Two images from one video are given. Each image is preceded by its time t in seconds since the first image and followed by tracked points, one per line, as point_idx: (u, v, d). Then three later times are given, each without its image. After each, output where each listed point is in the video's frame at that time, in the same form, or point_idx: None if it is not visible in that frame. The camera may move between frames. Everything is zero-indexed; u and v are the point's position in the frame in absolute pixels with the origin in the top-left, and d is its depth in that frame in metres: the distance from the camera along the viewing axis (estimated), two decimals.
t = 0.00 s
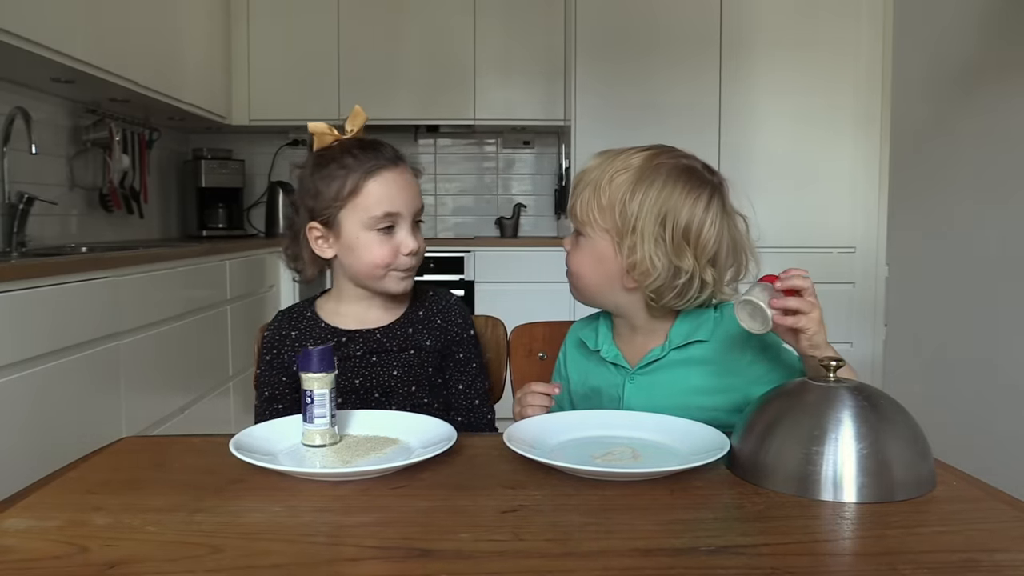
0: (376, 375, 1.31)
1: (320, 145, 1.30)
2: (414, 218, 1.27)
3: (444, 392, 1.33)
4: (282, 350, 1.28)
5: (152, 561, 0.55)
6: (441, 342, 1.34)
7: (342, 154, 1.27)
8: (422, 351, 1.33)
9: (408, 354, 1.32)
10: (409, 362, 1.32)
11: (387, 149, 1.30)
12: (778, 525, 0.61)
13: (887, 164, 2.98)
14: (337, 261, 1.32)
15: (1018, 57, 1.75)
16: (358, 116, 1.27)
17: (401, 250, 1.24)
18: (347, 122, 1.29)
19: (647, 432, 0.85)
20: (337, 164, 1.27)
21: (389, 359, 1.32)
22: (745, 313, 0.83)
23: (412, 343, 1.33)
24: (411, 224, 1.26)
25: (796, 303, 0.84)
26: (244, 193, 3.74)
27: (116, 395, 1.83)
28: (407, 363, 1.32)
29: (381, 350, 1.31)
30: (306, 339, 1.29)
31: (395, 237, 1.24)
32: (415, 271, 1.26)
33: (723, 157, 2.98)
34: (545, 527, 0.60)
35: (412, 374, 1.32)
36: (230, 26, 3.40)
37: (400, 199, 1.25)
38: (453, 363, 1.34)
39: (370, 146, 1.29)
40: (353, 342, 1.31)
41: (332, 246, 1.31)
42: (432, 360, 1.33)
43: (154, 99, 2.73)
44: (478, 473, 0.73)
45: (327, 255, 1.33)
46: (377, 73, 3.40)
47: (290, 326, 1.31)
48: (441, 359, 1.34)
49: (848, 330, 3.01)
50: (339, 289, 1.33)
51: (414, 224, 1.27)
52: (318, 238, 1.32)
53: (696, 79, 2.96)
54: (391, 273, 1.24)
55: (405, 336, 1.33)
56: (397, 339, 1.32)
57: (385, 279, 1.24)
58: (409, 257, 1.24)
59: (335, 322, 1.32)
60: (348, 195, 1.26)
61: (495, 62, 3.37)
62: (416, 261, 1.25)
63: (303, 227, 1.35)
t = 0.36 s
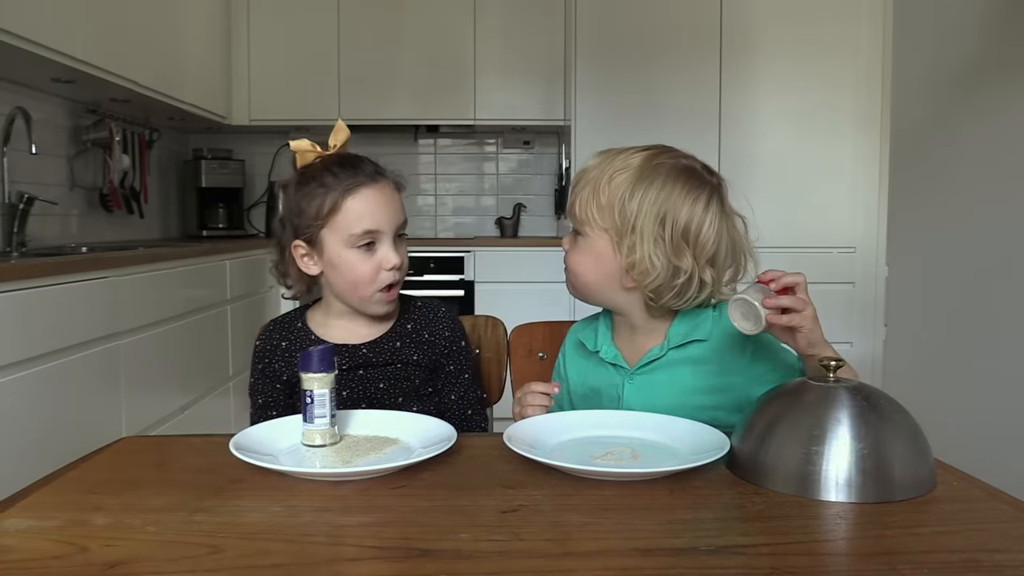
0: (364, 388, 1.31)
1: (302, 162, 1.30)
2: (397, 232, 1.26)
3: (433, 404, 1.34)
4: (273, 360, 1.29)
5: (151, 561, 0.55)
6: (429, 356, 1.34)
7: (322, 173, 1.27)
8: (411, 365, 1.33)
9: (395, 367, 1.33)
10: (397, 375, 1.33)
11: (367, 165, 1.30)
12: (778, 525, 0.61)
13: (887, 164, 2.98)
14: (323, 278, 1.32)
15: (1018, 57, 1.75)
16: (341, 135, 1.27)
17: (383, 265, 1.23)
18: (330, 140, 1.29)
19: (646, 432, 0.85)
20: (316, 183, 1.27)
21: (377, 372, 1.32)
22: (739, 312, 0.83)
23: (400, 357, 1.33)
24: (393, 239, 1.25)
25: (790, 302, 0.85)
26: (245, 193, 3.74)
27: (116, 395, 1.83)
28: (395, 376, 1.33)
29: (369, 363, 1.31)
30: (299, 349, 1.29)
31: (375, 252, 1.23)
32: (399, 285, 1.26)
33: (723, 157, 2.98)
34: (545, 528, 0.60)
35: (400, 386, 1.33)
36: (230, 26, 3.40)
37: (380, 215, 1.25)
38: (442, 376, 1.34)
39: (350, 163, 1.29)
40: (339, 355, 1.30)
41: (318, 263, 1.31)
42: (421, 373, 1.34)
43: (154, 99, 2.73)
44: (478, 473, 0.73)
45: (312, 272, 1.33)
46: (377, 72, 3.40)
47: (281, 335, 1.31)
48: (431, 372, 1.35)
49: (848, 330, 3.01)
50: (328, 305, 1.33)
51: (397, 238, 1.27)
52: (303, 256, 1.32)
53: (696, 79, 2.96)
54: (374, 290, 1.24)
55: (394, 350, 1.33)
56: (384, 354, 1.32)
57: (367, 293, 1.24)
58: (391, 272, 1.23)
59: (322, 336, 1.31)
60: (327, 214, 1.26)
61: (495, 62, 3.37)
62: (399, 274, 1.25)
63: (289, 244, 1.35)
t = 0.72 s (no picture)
0: (365, 390, 1.32)
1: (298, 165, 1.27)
2: (383, 236, 1.24)
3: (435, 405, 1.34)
4: (273, 361, 1.29)
5: (151, 561, 0.55)
6: (431, 358, 1.34)
7: (312, 179, 1.27)
8: (413, 367, 1.33)
9: (396, 369, 1.33)
10: (397, 377, 1.33)
11: (358, 168, 1.29)
12: (778, 525, 0.61)
13: (887, 164, 2.98)
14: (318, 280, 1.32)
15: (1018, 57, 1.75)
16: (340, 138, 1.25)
17: (371, 269, 1.22)
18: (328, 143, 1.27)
19: (646, 432, 0.85)
20: (308, 189, 1.27)
21: (378, 374, 1.32)
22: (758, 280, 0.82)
23: (401, 359, 1.33)
24: (381, 243, 1.23)
25: (808, 279, 0.87)
26: (245, 193, 3.74)
27: (116, 395, 1.83)
28: (396, 377, 1.33)
29: (369, 365, 1.32)
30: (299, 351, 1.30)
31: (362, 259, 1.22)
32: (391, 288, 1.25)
33: (723, 157, 2.98)
34: (545, 527, 0.60)
35: (401, 388, 1.33)
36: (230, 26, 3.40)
37: (368, 220, 1.23)
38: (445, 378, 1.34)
39: (342, 166, 1.27)
40: (340, 356, 1.30)
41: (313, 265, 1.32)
42: (422, 376, 1.34)
43: (154, 99, 2.73)
44: (478, 473, 0.73)
45: (309, 275, 1.34)
46: (377, 72, 3.40)
47: (282, 336, 1.31)
48: (433, 374, 1.35)
49: (848, 330, 3.01)
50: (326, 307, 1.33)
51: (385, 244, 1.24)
52: (299, 257, 1.33)
53: (696, 79, 2.96)
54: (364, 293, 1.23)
55: (396, 352, 1.33)
56: (385, 356, 1.32)
57: (359, 299, 1.23)
58: (379, 275, 1.22)
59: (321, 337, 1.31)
60: (316, 217, 1.26)
61: (495, 62, 3.37)
62: (387, 279, 1.23)
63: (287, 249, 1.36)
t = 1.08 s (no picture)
0: (367, 392, 1.32)
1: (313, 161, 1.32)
2: (365, 246, 1.22)
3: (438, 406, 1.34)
4: (274, 361, 1.29)
5: (152, 561, 0.55)
6: (433, 360, 1.34)
7: (308, 185, 1.28)
8: (416, 369, 1.34)
9: (399, 371, 1.33)
10: (400, 379, 1.33)
11: (353, 174, 1.28)
12: (778, 525, 0.61)
13: (887, 164, 2.99)
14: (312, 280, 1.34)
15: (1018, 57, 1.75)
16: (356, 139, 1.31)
17: (346, 279, 1.21)
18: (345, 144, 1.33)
19: (645, 432, 0.85)
20: (304, 194, 1.28)
21: (380, 376, 1.32)
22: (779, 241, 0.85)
23: (404, 362, 1.33)
24: (359, 253, 1.21)
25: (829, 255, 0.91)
26: (244, 193, 3.74)
27: (116, 395, 1.83)
28: (399, 379, 1.33)
29: (372, 367, 1.31)
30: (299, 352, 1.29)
31: (344, 267, 1.21)
32: (375, 294, 1.23)
33: (722, 157, 2.98)
34: (545, 528, 0.60)
35: (404, 390, 1.33)
36: (230, 26, 3.40)
37: (353, 227, 1.22)
38: (448, 381, 1.34)
39: (334, 173, 1.28)
40: (343, 359, 1.30)
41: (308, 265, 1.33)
42: (426, 378, 1.34)
43: (154, 99, 2.73)
44: (478, 474, 0.73)
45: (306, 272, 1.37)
46: (377, 72, 3.40)
47: (284, 337, 1.30)
48: (435, 376, 1.35)
49: (848, 330, 3.00)
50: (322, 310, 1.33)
51: (369, 252, 1.23)
52: (297, 256, 1.35)
53: (696, 79, 2.96)
54: (344, 300, 1.22)
55: (398, 354, 1.33)
56: (388, 358, 1.32)
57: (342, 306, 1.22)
58: (355, 286, 1.20)
59: (319, 337, 1.31)
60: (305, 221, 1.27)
61: (495, 62, 3.37)
62: (367, 290, 1.21)
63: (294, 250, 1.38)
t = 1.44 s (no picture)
0: (366, 394, 1.32)
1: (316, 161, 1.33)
2: (367, 253, 1.22)
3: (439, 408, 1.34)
4: (274, 363, 1.29)
5: (152, 561, 0.55)
6: (433, 363, 1.34)
7: (310, 189, 1.28)
8: (415, 372, 1.34)
9: (398, 374, 1.33)
10: (399, 381, 1.33)
11: (356, 179, 1.29)
12: (778, 525, 0.61)
13: (887, 164, 2.99)
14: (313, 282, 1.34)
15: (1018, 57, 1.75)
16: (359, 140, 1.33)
17: (347, 285, 1.20)
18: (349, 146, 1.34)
19: (647, 433, 0.85)
20: (306, 199, 1.28)
21: (379, 378, 1.33)
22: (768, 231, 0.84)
23: (403, 364, 1.34)
24: (362, 258, 1.22)
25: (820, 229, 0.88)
26: (244, 193, 3.74)
27: (116, 395, 1.83)
28: (397, 382, 1.33)
29: (371, 369, 1.32)
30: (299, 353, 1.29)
31: (346, 271, 1.21)
32: (378, 299, 1.23)
33: (722, 157, 2.98)
34: (545, 528, 0.60)
35: (403, 392, 1.33)
36: (230, 26, 3.40)
37: (353, 234, 1.23)
38: (449, 384, 1.34)
39: (337, 178, 1.28)
40: (343, 361, 1.31)
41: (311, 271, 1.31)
42: (426, 381, 1.35)
43: (153, 99, 2.73)
44: (478, 474, 0.73)
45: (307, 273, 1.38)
46: (377, 72, 3.40)
47: (283, 339, 1.30)
48: (435, 379, 1.35)
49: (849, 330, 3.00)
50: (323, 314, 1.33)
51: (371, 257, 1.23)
52: (299, 261, 1.35)
53: (696, 79, 2.96)
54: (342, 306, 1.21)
55: (397, 357, 1.33)
56: (387, 360, 1.32)
57: (345, 311, 1.22)
58: (354, 292, 1.20)
59: (320, 338, 1.31)
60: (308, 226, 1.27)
61: (495, 62, 3.37)
62: (371, 295, 1.21)
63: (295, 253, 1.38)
